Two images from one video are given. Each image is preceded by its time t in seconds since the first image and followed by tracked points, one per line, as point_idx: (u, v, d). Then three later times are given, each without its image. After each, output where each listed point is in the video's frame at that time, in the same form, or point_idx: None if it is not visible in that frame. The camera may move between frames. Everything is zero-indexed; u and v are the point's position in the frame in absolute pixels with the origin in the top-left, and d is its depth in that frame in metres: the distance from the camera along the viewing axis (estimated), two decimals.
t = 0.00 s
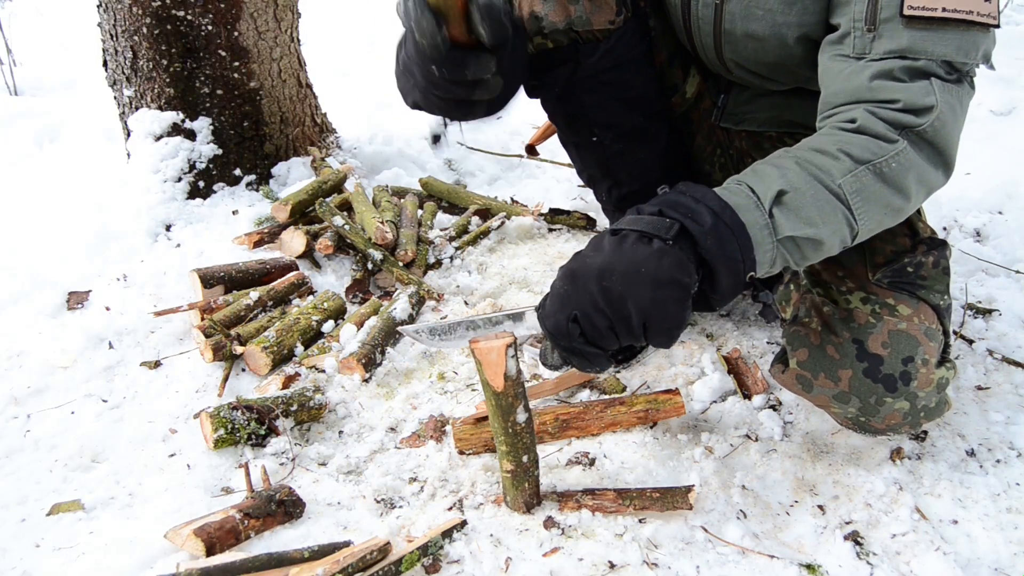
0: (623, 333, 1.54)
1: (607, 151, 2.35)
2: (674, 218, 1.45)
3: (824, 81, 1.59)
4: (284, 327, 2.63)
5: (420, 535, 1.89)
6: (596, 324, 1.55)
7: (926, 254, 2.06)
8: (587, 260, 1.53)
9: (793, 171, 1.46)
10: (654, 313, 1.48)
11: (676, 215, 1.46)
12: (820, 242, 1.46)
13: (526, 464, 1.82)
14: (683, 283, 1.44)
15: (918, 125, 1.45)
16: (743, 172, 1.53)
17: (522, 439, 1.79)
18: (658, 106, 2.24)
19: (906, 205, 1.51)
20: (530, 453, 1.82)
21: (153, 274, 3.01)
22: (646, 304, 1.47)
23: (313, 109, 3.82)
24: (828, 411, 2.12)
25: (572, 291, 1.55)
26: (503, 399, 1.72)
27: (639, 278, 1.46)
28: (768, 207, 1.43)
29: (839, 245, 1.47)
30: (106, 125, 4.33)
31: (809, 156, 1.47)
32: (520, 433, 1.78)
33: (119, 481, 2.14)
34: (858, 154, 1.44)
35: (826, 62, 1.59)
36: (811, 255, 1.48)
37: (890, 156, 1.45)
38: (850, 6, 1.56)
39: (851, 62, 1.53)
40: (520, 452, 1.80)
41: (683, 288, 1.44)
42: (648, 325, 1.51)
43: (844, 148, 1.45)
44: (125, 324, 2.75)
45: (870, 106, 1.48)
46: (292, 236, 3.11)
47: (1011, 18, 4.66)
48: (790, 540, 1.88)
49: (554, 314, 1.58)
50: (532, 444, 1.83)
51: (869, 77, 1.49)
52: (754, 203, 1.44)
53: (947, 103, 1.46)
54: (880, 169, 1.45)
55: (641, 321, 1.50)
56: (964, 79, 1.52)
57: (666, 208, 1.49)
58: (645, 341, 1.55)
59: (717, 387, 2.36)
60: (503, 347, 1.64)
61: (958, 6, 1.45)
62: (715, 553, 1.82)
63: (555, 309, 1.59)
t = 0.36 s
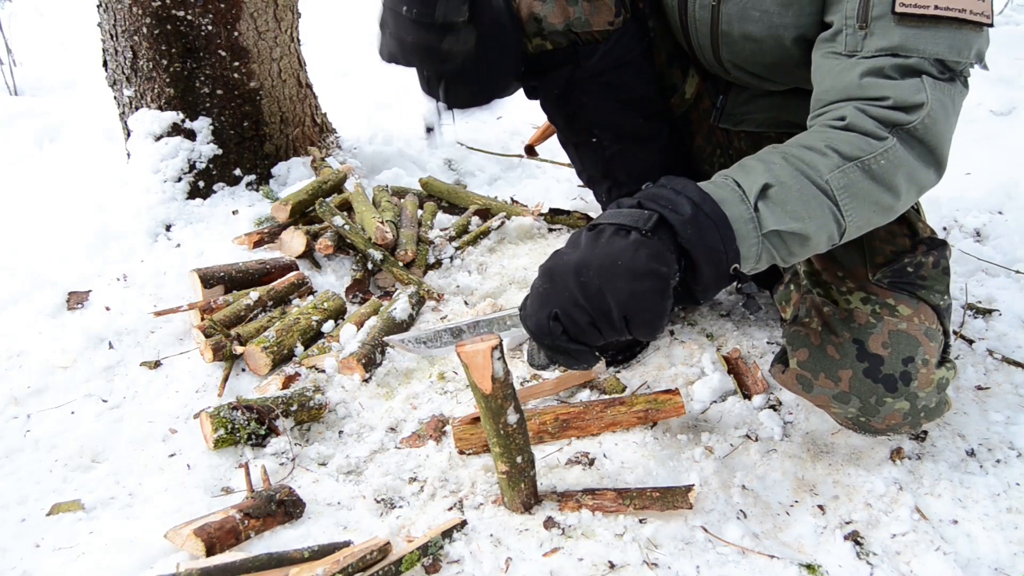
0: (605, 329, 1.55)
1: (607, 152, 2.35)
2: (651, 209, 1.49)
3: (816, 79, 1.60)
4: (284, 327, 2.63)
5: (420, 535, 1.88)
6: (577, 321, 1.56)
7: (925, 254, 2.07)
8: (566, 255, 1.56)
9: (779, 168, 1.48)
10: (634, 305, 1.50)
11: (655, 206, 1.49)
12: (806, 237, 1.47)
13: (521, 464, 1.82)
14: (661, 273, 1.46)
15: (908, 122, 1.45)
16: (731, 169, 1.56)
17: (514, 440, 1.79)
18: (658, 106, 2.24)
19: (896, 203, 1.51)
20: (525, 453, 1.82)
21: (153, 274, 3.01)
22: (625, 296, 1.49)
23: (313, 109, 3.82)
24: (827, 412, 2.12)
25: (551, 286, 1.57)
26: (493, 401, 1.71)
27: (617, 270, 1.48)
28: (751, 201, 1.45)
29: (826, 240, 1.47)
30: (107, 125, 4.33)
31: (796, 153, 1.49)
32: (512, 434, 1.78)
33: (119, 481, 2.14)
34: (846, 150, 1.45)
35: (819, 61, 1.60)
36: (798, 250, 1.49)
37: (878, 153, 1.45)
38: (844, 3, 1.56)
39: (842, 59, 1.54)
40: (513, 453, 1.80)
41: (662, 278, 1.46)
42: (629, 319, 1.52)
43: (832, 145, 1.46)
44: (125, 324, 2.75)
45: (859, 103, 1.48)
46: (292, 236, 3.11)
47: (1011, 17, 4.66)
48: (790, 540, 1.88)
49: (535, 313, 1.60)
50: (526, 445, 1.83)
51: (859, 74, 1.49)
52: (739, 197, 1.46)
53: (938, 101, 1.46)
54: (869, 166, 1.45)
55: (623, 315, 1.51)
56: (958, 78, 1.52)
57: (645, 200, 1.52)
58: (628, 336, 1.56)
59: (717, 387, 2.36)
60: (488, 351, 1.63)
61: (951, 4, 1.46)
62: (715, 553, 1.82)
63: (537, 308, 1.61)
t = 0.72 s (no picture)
0: (600, 326, 1.57)
1: (607, 149, 2.36)
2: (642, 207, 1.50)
3: (812, 73, 1.59)
4: (284, 327, 2.63)
5: (420, 535, 1.88)
6: (572, 320, 1.59)
7: (924, 253, 2.07)
8: (558, 255, 1.58)
9: (774, 164, 1.48)
10: (627, 304, 1.51)
11: (647, 203, 1.50)
12: (801, 234, 1.47)
13: (519, 464, 1.82)
14: (652, 270, 1.47)
15: (905, 116, 1.46)
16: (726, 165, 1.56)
17: (511, 439, 1.79)
18: (658, 105, 2.24)
19: (891, 198, 1.51)
20: (522, 453, 1.82)
21: (153, 274, 3.01)
22: (618, 294, 1.50)
23: (313, 109, 3.82)
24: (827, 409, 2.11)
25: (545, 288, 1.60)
26: (491, 400, 1.71)
27: (609, 268, 1.50)
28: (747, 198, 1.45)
29: (821, 236, 1.48)
30: (107, 125, 4.33)
31: (792, 148, 1.49)
32: (509, 434, 1.78)
33: (119, 481, 2.14)
34: (841, 146, 1.45)
35: (817, 54, 1.59)
36: (793, 246, 1.50)
37: (874, 148, 1.45)
38: None
39: (839, 53, 1.53)
40: (510, 452, 1.80)
41: (653, 274, 1.48)
42: (623, 316, 1.54)
43: (827, 140, 1.46)
44: (125, 324, 2.75)
45: (856, 97, 1.49)
46: (292, 236, 3.11)
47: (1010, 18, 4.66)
48: (790, 540, 1.88)
49: (531, 315, 1.63)
50: (523, 444, 1.83)
51: (857, 68, 1.49)
52: (734, 194, 1.46)
53: (935, 94, 1.47)
54: (864, 161, 1.45)
55: (617, 313, 1.53)
56: (954, 72, 1.53)
57: (637, 198, 1.53)
58: (623, 332, 1.58)
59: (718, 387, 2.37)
60: (486, 349, 1.63)
61: None
62: (715, 553, 1.82)
63: (532, 309, 1.64)
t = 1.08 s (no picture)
0: (581, 333, 1.59)
1: (606, 147, 2.37)
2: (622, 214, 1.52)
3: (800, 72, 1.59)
4: (284, 327, 2.63)
5: (420, 535, 1.88)
6: (553, 326, 1.61)
7: (922, 253, 2.06)
8: (539, 262, 1.60)
9: (756, 167, 1.49)
10: (606, 309, 1.53)
11: (626, 208, 1.52)
12: (783, 237, 1.48)
13: (488, 463, 1.82)
14: (630, 277, 1.48)
15: (890, 115, 1.45)
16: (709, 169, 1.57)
17: (485, 438, 1.78)
18: (658, 104, 2.24)
19: (876, 198, 1.52)
20: (493, 452, 1.82)
21: (153, 274, 3.01)
22: (597, 300, 1.52)
23: (313, 109, 3.82)
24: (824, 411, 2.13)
25: (528, 296, 1.62)
26: (468, 397, 1.70)
27: (587, 275, 1.51)
28: (728, 204, 1.47)
29: (802, 240, 1.49)
30: (107, 125, 4.33)
31: (773, 151, 1.50)
32: (483, 431, 1.77)
33: (118, 481, 2.14)
34: (825, 147, 1.45)
35: (806, 52, 1.59)
36: (775, 250, 1.52)
37: (858, 149, 1.45)
38: None
39: (829, 50, 1.53)
40: (482, 451, 1.80)
41: (631, 280, 1.49)
42: (603, 322, 1.55)
43: (810, 141, 1.47)
44: (125, 324, 2.75)
45: (842, 95, 1.48)
46: (292, 236, 3.11)
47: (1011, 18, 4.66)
48: (790, 540, 1.88)
49: (514, 321, 1.66)
50: (496, 443, 1.82)
51: (844, 65, 1.48)
52: (715, 199, 1.48)
53: (922, 93, 1.46)
54: (847, 163, 1.46)
55: (596, 318, 1.54)
56: (944, 72, 1.52)
57: (618, 204, 1.55)
58: (604, 339, 1.59)
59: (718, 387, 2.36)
60: (469, 346, 1.64)
61: None
62: (715, 553, 1.82)
63: (516, 316, 1.66)
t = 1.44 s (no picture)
0: (645, 310, 1.57)
1: (607, 151, 2.34)
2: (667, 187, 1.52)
3: (838, 72, 1.59)
4: (284, 327, 2.64)
5: (420, 535, 1.88)
6: (615, 309, 1.61)
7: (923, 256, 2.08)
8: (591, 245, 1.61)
9: (816, 137, 1.49)
10: (665, 283, 1.52)
11: (672, 178, 1.53)
12: (846, 207, 1.46)
13: (589, 462, 1.80)
14: (686, 245, 1.47)
15: (942, 96, 1.43)
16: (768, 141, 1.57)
17: (580, 438, 1.78)
18: (659, 108, 2.21)
19: (939, 176, 1.48)
20: (592, 450, 1.80)
21: (153, 274, 3.01)
22: (654, 274, 1.51)
23: (313, 109, 3.82)
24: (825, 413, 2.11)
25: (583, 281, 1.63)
26: (553, 401, 1.69)
27: (640, 251, 1.51)
28: (788, 170, 1.47)
29: (866, 210, 1.46)
30: (106, 125, 4.33)
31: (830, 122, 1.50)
32: (575, 433, 1.76)
33: (119, 481, 2.14)
34: (883, 121, 1.43)
35: (838, 55, 1.59)
36: (838, 222, 1.49)
37: (917, 124, 1.43)
38: None
39: (862, 49, 1.53)
40: (581, 451, 1.79)
41: (687, 248, 1.48)
42: (666, 296, 1.54)
43: (866, 115, 1.45)
44: (125, 324, 2.75)
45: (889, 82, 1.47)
46: (292, 236, 3.12)
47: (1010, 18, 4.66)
48: (789, 540, 1.88)
49: (576, 314, 1.68)
50: (593, 441, 1.81)
51: (884, 57, 1.48)
52: (773, 165, 1.49)
53: (971, 72, 1.43)
54: (907, 137, 1.43)
55: (658, 293, 1.53)
56: (985, 53, 1.49)
57: (663, 176, 1.56)
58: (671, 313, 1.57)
59: (718, 386, 2.37)
60: (539, 350, 1.62)
61: None
62: (715, 553, 1.82)
63: (575, 303, 1.67)
